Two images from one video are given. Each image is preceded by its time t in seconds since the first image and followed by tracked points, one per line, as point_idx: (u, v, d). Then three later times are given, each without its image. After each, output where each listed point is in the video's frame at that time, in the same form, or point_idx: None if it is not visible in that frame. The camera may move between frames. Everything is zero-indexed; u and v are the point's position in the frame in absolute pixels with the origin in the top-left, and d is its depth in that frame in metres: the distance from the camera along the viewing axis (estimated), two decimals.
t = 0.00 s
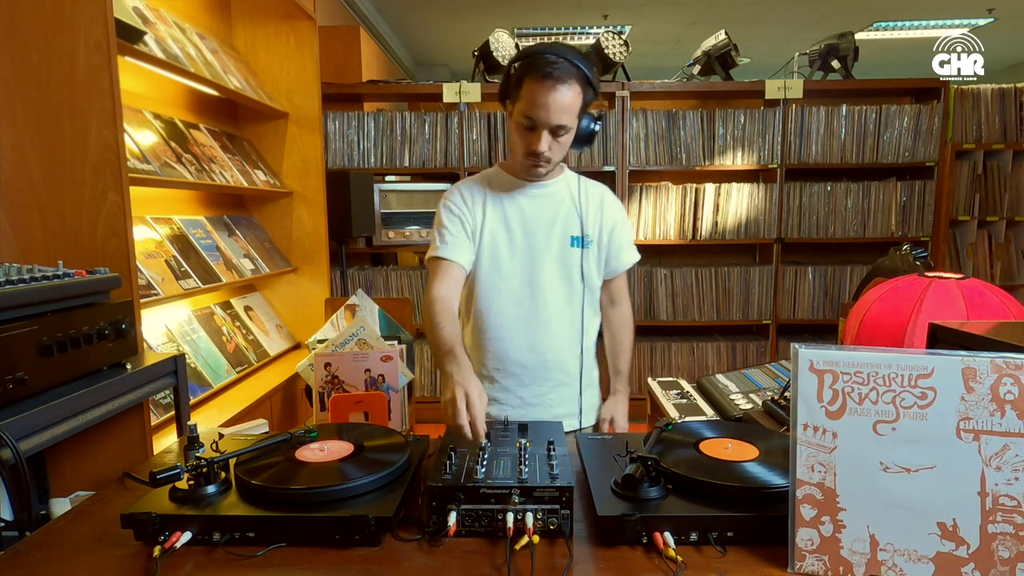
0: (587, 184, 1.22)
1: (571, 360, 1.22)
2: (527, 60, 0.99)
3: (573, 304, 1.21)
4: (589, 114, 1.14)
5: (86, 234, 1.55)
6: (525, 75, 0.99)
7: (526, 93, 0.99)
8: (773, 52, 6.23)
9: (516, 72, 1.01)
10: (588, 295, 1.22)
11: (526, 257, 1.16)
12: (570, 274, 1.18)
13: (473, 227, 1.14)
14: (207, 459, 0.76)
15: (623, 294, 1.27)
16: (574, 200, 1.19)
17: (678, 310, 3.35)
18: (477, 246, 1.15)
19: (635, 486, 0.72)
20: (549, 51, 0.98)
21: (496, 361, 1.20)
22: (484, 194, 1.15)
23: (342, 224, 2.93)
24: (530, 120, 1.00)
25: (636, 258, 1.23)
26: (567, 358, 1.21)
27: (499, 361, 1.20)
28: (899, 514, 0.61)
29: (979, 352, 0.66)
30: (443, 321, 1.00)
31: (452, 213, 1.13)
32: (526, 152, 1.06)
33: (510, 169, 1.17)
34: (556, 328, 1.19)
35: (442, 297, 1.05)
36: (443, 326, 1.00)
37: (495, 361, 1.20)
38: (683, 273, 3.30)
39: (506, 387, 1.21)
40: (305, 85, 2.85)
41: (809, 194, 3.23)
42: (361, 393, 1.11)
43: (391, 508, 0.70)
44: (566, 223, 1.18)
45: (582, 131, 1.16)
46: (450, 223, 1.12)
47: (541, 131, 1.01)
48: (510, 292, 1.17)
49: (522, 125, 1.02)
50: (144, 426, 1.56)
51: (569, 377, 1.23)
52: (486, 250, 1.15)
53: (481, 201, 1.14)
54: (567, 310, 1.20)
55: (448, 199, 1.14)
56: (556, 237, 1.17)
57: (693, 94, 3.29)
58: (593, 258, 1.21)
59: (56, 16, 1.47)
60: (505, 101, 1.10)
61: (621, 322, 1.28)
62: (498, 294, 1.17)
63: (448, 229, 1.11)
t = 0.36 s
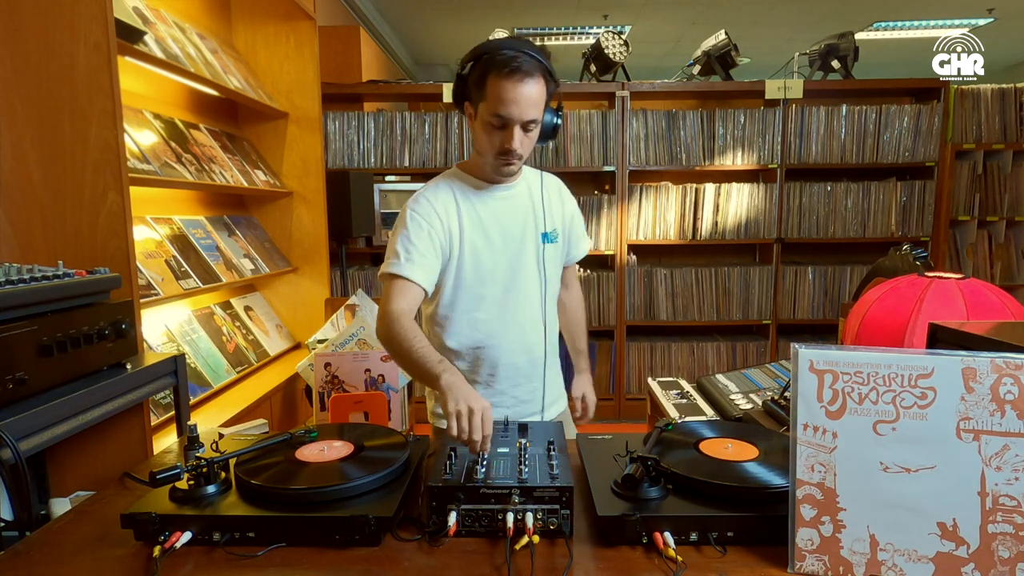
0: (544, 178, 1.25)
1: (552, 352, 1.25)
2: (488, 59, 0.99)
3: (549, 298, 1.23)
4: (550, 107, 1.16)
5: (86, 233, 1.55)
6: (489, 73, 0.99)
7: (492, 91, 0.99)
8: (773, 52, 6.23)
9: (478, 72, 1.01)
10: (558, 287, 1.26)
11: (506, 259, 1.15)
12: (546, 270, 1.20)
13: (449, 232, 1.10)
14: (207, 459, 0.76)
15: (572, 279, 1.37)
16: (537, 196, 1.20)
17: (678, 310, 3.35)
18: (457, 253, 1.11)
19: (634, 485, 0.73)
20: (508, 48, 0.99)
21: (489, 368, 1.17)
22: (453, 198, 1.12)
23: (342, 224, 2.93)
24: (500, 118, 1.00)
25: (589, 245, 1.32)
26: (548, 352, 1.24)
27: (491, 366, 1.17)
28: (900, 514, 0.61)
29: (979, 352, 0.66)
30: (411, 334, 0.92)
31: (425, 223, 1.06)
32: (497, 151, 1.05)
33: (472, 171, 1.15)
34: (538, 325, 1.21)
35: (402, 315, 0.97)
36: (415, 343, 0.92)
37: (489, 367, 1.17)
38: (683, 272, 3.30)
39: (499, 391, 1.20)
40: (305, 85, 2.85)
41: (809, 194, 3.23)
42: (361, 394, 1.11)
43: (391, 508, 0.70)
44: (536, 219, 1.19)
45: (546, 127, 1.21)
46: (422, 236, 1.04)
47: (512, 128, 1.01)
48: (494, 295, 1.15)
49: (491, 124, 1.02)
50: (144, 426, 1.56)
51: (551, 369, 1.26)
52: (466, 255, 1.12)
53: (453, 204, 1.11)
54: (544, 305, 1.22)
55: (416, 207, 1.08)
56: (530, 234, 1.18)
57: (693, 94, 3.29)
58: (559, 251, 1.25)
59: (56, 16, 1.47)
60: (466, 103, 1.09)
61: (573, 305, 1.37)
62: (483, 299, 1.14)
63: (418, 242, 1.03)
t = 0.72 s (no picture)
0: (534, 180, 1.26)
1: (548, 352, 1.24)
2: (472, 69, 0.99)
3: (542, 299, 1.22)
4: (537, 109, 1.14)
5: (86, 233, 1.55)
6: (473, 84, 0.99)
7: (476, 103, 0.99)
8: (773, 52, 6.23)
9: (462, 82, 1.01)
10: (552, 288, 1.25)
11: (495, 260, 1.16)
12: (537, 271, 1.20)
13: (437, 237, 1.12)
14: (207, 459, 0.76)
15: (569, 281, 1.38)
16: (527, 198, 1.21)
17: (678, 310, 3.35)
18: (445, 255, 1.12)
19: (634, 485, 0.73)
20: (492, 58, 0.99)
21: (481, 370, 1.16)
22: (440, 202, 1.14)
23: (342, 224, 2.93)
24: (485, 129, 1.00)
25: (585, 245, 1.31)
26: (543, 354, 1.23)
27: (483, 367, 1.16)
28: (900, 514, 0.61)
29: (979, 352, 0.66)
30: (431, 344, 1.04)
31: (413, 229, 1.10)
32: (483, 160, 1.06)
33: (461, 176, 1.17)
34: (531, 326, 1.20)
35: (421, 328, 1.08)
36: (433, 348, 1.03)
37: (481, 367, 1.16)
38: (683, 272, 3.30)
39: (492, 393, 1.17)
40: (305, 85, 2.85)
41: (809, 194, 3.23)
42: (361, 394, 1.11)
43: (391, 508, 0.70)
44: (526, 220, 1.19)
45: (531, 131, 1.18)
46: (412, 243, 1.09)
47: (497, 138, 1.02)
48: (484, 296, 1.16)
49: (476, 134, 1.03)
50: (144, 426, 1.56)
51: (546, 371, 1.24)
52: (456, 258, 1.13)
53: (440, 209, 1.13)
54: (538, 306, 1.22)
55: (404, 214, 1.11)
56: (520, 236, 1.18)
57: (693, 94, 3.29)
58: (552, 252, 1.25)
59: (56, 16, 1.47)
60: (452, 110, 1.09)
61: (569, 306, 1.39)
62: (472, 301, 1.15)
63: (409, 251, 1.08)
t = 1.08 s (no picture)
0: (558, 176, 1.22)
1: (562, 352, 1.24)
2: (483, 63, 0.99)
3: (557, 300, 1.21)
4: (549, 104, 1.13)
5: (86, 233, 1.55)
6: (483, 78, 0.99)
7: (487, 96, 0.99)
8: (773, 52, 6.23)
9: (473, 77, 1.01)
10: (570, 288, 1.23)
11: (506, 261, 1.17)
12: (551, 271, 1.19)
13: (449, 238, 1.15)
14: (207, 459, 0.76)
15: (604, 279, 1.30)
16: (545, 197, 1.19)
17: (678, 310, 3.35)
18: (455, 256, 1.15)
19: (634, 485, 0.73)
20: (503, 51, 0.99)
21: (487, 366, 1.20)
22: (455, 201, 1.16)
23: (342, 224, 2.93)
24: (496, 121, 1.00)
25: (614, 244, 1.24)
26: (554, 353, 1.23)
27: (488, 364, 1.19)
28: (899, 514, 0.61)
29: (979, 352, 0.66)
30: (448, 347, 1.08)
31: (426, 229, 1.14)
32: (496, 155, 1.05)
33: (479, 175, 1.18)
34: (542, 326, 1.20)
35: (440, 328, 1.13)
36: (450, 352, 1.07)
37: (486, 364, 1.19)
38: (683, 272, 3.30)
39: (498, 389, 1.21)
40: (305, 85, 2.85)
41: (809, 194, 3.23)
42: (361, 394, 1.11)
43: (391, 508, 0.70)
44: (542, 220, 1.18)
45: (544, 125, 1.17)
46: (425, 243, 1.14)
47: (509, 131, 1.01)
48: (494, 296, 1.17)
49: (488, 128, 1.02)
50: (144, 426, 1.56)
51: (559, 371, 1.24)
52: (467, 258, 1.15)
53: (454, 210, 1.15)
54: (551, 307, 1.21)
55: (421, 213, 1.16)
56: (533, 236, 1.17)
57: (693, 94, 3.29)
58: (571, 252, 1.22)
59: (56, 16, 1.47)
60: (464, 108, 1.09)
61: (604, 309, 1.30)
62: (481, 300, 1.18)
63: (423, 251, 1.13)
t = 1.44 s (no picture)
0: (593, 185, 1.25)
1: (591, 357, 1.23)
2: (530, 72, 1.00)
3: (586, 304, 1.22)
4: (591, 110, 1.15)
5: (86, 233, 1.55)
6: (529, 86, 1.00)
7: (532, 103, 1.00)
8: (773, 52, 6.23)
9: (518, 83, 1.02)
10: (600, 294, 1.24)
11: (537, 261, 1.18)
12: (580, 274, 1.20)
13: (481, 236, 1.18)
14: (206, 459, 0.76)
15: (635, 291, 1.32)
16: (578, 202, 1.21)
17: (678, 310, 3.35)
18: (487, 254, 1.18)
19: (635, 486, 0.72)
20: (548, 60, 1.00)
21: (515, 367, 1.20)
22: (490, 201, 1.19)
23: (342, 224, 2.93)
24: (540, 129, 1.01)
25: (644, 255, 1.26)
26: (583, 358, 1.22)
27: (516, 364, 1.20)
28: (899, 513, 0.61)
29: (979, 352, 0.66)
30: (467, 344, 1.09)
31: (460, 226, 1.18)
32: (538, 159, 1.07)
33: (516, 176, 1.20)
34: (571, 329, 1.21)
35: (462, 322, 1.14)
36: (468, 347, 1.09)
37: (513, 365, 1.20)
38: (683, 272, 3.30)
39: (525, 390, 1.21)
40: (305, 85, 2.85)
41: (809, 194, 3.23)
42: (361, 394, 1.12)
43: (391, 508, 0.70)
44: (574, 224, 1.20)
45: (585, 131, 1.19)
46: (458, 239, 1.17)
47: (553, 138, 1.03)
48: (524, 295, 1.18)
49: (532, 134, 1.04)
50: (144, 426, 1.57)
51: (588, 377, 1.24)
52: (497, 256, 1.17)
53: (488, 208, 1.18)
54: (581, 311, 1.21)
55: (456, 210, 1.19)
56: (565, 238, 1.19)
57: (692, 94, 3.29)
58: (603, 258, 1.23)
59: (56, 16, 1.47)
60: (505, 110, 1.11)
61: (636, 319, 1.32)
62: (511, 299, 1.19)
63: (455, 245, 1.17)
